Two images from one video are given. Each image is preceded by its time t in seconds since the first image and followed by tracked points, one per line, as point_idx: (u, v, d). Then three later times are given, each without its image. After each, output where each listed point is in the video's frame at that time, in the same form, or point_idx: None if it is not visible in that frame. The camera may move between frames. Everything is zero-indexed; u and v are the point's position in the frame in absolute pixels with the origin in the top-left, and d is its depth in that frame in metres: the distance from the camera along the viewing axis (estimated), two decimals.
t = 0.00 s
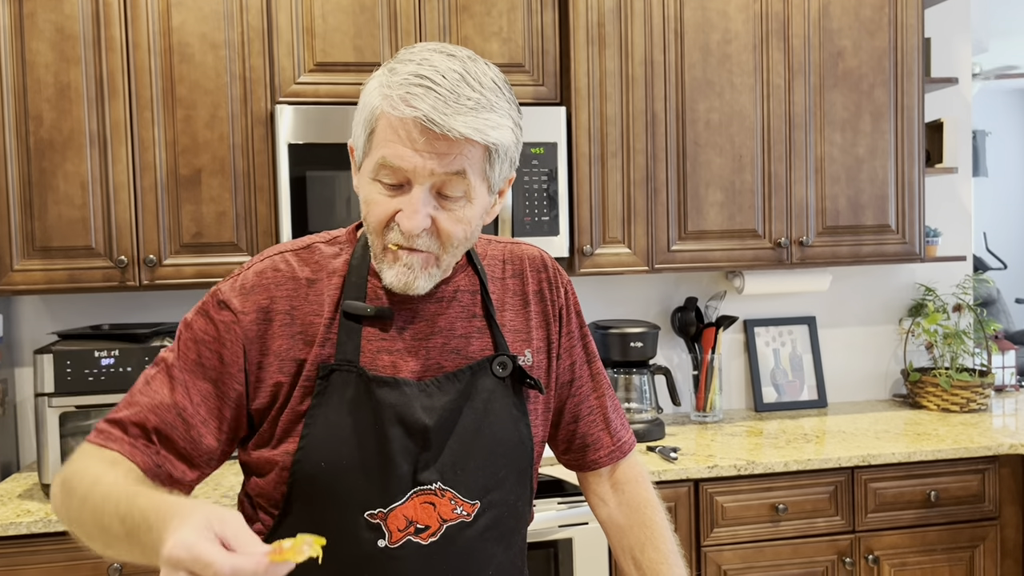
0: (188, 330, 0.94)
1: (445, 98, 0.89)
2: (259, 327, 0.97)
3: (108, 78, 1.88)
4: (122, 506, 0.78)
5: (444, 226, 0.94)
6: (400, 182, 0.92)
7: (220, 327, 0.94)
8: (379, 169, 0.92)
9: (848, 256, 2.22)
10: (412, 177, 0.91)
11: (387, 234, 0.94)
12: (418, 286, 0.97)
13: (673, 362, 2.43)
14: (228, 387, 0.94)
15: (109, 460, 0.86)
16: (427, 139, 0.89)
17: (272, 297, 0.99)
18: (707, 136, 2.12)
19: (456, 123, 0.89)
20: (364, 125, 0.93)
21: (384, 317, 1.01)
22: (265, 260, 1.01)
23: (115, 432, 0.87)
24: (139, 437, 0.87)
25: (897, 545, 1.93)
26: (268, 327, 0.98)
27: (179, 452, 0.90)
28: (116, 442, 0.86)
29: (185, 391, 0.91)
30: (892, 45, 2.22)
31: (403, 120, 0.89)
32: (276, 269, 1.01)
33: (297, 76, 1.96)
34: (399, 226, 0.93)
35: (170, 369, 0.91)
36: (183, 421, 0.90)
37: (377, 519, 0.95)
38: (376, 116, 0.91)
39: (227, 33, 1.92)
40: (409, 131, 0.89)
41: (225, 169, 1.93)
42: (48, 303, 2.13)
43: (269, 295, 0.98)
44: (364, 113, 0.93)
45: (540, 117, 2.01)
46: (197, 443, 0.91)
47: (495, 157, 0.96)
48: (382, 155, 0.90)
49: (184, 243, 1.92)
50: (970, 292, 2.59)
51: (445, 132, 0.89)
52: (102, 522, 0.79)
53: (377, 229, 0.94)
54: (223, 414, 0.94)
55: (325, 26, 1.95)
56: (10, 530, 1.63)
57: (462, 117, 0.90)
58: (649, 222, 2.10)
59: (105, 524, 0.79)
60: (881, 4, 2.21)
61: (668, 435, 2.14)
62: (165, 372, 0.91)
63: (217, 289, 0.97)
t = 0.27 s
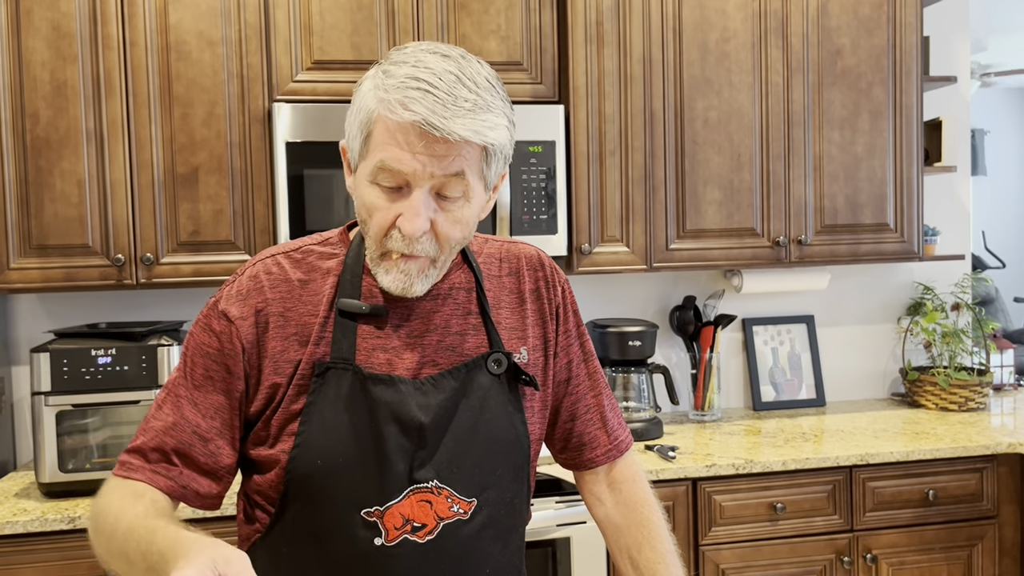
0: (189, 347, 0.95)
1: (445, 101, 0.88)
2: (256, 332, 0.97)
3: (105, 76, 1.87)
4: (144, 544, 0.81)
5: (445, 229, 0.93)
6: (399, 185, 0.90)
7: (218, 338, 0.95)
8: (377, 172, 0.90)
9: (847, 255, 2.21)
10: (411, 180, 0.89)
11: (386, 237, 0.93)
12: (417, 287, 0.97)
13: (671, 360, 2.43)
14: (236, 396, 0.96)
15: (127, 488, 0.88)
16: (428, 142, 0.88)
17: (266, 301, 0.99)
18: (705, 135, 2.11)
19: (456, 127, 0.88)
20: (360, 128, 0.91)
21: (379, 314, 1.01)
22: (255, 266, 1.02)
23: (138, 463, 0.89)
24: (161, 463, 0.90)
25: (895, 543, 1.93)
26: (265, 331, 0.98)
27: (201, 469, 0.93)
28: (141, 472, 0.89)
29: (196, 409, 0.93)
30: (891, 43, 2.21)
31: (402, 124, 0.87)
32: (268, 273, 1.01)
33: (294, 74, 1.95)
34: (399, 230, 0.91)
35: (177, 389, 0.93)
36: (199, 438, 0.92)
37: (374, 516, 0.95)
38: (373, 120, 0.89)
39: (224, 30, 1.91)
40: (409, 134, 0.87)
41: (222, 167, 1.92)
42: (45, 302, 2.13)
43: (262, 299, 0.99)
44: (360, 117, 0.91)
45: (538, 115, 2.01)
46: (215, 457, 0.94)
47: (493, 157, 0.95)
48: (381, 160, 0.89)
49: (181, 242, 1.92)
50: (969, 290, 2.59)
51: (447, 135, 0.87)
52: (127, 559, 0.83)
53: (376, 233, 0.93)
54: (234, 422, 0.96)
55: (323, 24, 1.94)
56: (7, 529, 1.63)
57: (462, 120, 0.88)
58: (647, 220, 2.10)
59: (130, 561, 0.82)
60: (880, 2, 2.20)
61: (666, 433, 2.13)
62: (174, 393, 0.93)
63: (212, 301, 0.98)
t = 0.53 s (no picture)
0: (195, 364, 0.95)
1: (450, 120, 0.86)
2: (257, 339, 0.97)
3: (102, 74, 1.87)
4: None
5: (453, 241, 0.93)
6: (407, 205, 0.90)
7: (221, 349, 0.95)
8: (385, 194, 0.89)
9: (845, 254, 2.21)
10: (420, 199, 0.89)
11: (396, 255, 0.92)
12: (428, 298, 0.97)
13: (669, 360, 2.43)
14: (246, 406, 0.96)
15: (144, 509, 0.92)
16: (438, 166, 0.87)
17: (264, 307, 0.99)
18: (703, 133, 2.11)
19: (464, 146, 0.87)
20: (364, 153, 0.89)
21: (376, 315, 1.01)
22: (249, 273, 1.02)
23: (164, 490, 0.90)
24: (186, 486, 0.91)
25: (893, 543, 1.93)
26: (266, 338, 0.98)
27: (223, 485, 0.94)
28: (167, 498, 0.90)
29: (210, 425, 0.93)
30: (889, 42, 2.21)
31: (409, 149, 0.86)
32: (262, 279, 1.01)
33: (292, 72, 1.95)
34: (409, 248, 0.91)
35: (189, 408, 0.93)
36: (216, 453, 0.93)
37: (376, 514, 0.95)
38: (378, 146, 0.88)
39: (221, 29, 1.91)
40: (418, 160, 0.86)
41: (219, 166, 1.92)
42: (41, 301, 2.12)
43: (260, 305, 0.99)
44: (362, 142, 0.89)
45: (535, 114, 2.01)
46: (233, 468, 0.95)
47: (497, 165, 0.94)
48: (389, 182, 0.88)
49: (178, 241, 1.92)
50: (966, 289, 2.58)
51: (456, 157, 0.86)
52: None
53: (386, 254, 0.92)
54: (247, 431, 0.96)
55: (320, 22, 1.94)
56: (2, 528, 1.62)
57: (468, 138, 0.87)
58: (644, 220, 2.10)
59: None
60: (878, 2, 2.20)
61: (663, 433, 2.13)
62: (187, 413, 0.93)
63: (210, 313, 0.98)
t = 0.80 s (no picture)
0: (215, 380, 0.94)
1: (445, 125, 0.86)
2: (269, 349, 0.97)
3: (98, 73, 1.86)
4: None
5: (453, 244, 0.92)
6: (405, 210, 0.89)
7: (236, 363, 0.95)
8: (382, 201, 0.88)
9: (842, 254, 2.21)
10: (418, 205, 0.88)
11: (395, 260, 0.91)
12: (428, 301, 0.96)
13: (666, 360, 2.43)
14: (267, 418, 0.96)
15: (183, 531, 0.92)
16: (434, 172, 0.86)
17: (274, 315, 0.98)
18: (701, 133, 2.11)
19: (460, 152, 0.86)
20: (359, 159, 0.88)
21: (382, 317, 1.00)
22: (253, 281, 1.00)
23: (201, 513, 0.91)
24: (220, 506, 0.91)
25: (890, 543, 1.93)
26: (278, 347, 0.97)
27: (257, 500, 0.93)
28: (204, 520, 0.90)
29: (234, 441, 0.93)
30: (886, 42, 2.21)
31: (405, 156, 0.85)
32: (267, 286, 1.00)
33: (289, 72, 1.94)
34: (407, 254, 0.90)
35: (214, 425, 0.93)
36: (244, 468, 0.92)
37: (393, 514, 0.95)
38: (372, 152, 0.87)
39: (217, 28, 1.90)
40: (413, 166, 0.85)
41: (216, 165, 1.91)
42: (37, 301, 2.12)
43: (269, 313, 0.98)
44: (356, 149, 0.88)
45: (533, 113, 2.00)
46: (263, 481, 0.94)
47: (493, 169, 0.93)
48: (385, 188, 0.87)
49: (175, 240, 1.91)
50: (964, 289, 2.58)
51: (453, 164, 0.86)
52: None
53: (385, 259, 0.92)
54: (270, 443, 0.96)
55: (317, 21, 1.94)
56: None
57: (464, 144, 0.87)
58: (642, 219, 2.09)
59: None
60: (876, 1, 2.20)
61: (661, 433, 2.13)
62: (211, 432, 0.93)
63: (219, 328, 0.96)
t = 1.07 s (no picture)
0: (228, 384, 0.93)
1: (467, 125, 0.85)
2: (284, 351, 0.96)
3: (94, 73, 1.85)
4: None
5: (471, 242, 0.93)
6: (425, 210, 0.89)
7: (250, 366, 0.93)
8: (402, 201, 0.88)
9: (841, 254, 2.21)
10: (438, 206, 0.88)
11: (414, 258, 0.92)
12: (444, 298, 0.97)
13: (664, 360, 2.43)
14: (282, 422, 0.95)
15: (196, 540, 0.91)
16: (456, 172, 0.86)
17: (287, 318, 0.97)
18: (699, 133, 2.11)
19: (482, 152, 0.86)
20: (379, 159, 0.88)
21: (401, 315, 1.01)
22: (266, 282, 0.99)
23: (214, 519, 0.90)
24: (233, 512, 0.90)
25: (889, 543, 1.93)
26: (293, 349, 0.96)
27: (271, 505, 0.92)
28: (219, 526, 0.89)
29: (249, 446, 0.92)
30: (884, 42, 2.21)
31: (427, 157, 0.85)
32: (280, 287, 0.99)
33: (286, 71, 1.94)
34: (426, 253, 0.91)
35: (228, 430, 0.91)
36: (258, 473, 0.91)
37: (420, 514, 0.95)
38: (393, 152, 0.86)
39: (214, 27, 1.90)
40: (435, 167, 0.85)
41: (213, 165, 1.91)
42: (34, 301, 2.11)
43: (282, 314, 0.97)
44: (376, 148, 0.88)
45: (530, 112, 1.99)
46: (278, 486, 0.93)
47: (512, 169, 0.93)
48: (405, 189, 0.86)
49: (172, 240, 1.90)
50: (961, 289, 2.57)
51: (474, 164, 0.86)
52: None
53: (404, 258, 0.92)
54: (286, 447, 0.95)
55: (315, 21, 1.93)
56: None
57: (487, 145, 0.86)
58: (640, 219, 2.09)
59: None
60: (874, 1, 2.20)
61: (660, 433, 2.13)
62: (224, 437, 0.92)
63: (230, 332, 0.95)
